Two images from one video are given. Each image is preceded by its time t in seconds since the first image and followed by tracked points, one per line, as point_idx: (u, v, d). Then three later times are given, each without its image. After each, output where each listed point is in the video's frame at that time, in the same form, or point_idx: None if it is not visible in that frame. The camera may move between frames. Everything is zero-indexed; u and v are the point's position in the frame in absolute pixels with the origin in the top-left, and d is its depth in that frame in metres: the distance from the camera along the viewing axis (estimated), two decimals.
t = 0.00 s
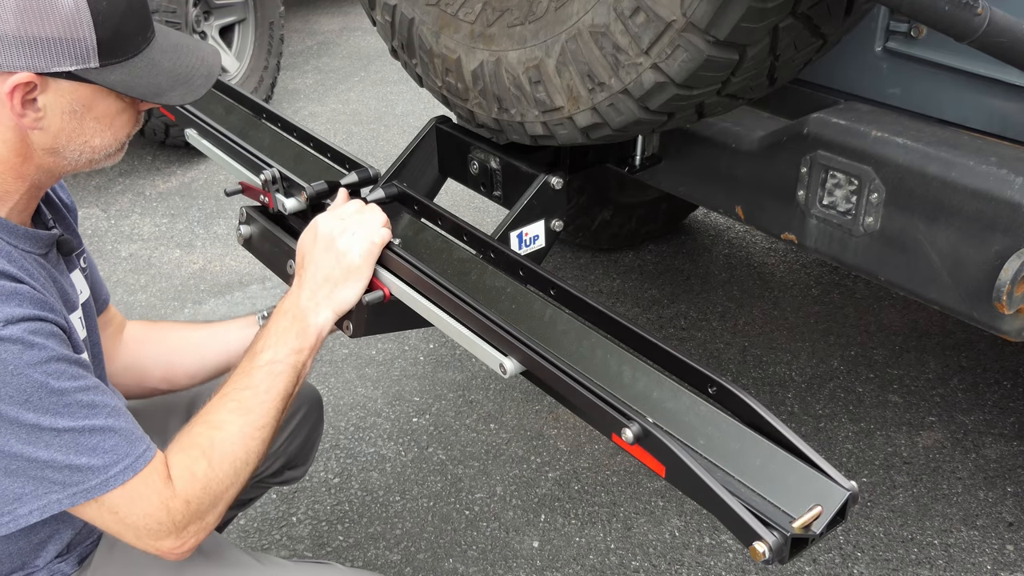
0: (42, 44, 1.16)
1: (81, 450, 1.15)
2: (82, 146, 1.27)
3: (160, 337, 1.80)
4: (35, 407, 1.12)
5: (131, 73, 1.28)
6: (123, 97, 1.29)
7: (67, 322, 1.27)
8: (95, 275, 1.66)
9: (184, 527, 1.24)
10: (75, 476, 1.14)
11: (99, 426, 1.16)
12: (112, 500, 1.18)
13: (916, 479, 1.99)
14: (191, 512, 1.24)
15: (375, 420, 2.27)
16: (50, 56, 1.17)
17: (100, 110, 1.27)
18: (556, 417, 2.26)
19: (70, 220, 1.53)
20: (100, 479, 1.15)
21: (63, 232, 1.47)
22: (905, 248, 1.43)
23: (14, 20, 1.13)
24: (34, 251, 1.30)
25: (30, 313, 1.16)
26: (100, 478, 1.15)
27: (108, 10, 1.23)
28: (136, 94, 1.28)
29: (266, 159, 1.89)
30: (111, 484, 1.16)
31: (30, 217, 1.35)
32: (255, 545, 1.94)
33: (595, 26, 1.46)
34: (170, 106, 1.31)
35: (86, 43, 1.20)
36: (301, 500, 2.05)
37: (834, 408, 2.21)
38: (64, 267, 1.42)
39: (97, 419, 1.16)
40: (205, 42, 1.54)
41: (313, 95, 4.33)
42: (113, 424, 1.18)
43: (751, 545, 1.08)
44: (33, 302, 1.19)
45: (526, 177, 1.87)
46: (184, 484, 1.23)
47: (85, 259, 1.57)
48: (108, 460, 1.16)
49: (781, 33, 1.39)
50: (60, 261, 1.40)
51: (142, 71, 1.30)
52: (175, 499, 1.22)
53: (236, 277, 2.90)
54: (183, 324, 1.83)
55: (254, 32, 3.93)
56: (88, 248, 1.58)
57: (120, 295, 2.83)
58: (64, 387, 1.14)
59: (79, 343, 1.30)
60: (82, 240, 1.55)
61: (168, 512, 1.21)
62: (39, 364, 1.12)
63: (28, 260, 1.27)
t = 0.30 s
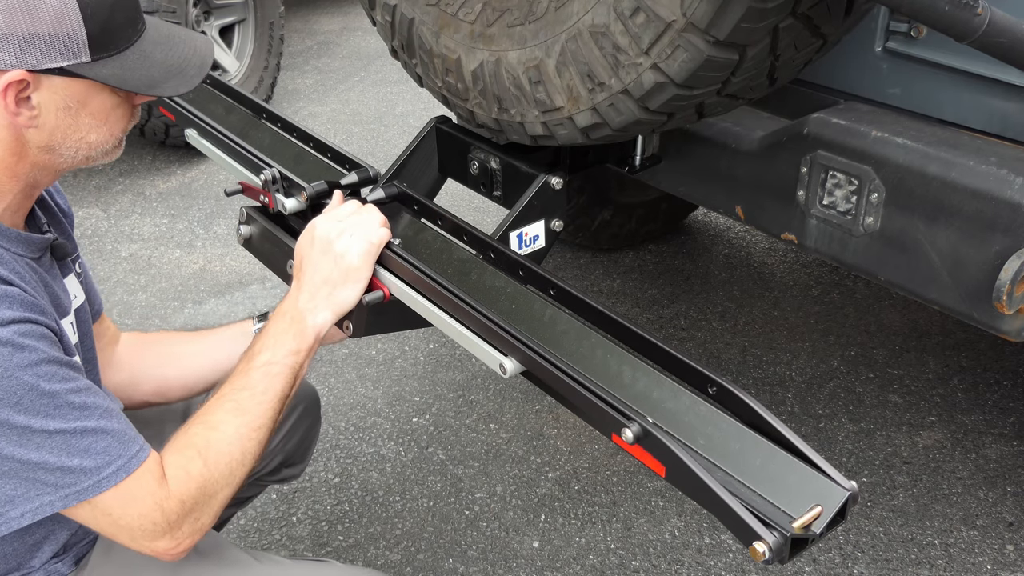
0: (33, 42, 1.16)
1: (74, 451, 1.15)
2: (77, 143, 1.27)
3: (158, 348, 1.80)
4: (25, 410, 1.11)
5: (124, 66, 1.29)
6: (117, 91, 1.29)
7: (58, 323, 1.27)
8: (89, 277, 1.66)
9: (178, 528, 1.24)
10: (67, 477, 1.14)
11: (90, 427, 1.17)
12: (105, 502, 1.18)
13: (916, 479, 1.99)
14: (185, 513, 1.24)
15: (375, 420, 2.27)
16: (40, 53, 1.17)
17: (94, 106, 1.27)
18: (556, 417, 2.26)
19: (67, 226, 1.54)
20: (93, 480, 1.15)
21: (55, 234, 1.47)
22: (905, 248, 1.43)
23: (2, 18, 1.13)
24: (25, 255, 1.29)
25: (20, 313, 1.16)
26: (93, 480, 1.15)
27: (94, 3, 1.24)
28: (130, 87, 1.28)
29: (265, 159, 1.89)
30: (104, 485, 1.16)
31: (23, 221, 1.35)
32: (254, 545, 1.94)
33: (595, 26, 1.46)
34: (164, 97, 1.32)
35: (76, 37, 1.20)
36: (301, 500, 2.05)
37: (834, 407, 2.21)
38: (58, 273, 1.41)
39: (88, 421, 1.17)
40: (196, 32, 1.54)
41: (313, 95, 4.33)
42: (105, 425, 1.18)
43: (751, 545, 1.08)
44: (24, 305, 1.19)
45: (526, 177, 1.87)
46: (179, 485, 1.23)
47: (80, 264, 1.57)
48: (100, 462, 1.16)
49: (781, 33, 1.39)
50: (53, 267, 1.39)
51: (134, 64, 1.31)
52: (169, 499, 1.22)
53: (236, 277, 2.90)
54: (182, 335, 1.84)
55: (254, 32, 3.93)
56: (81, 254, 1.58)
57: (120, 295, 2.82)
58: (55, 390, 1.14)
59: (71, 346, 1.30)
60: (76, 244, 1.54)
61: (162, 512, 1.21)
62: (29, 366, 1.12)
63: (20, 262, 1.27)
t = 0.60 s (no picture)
0: (21, 42, 1.16)
1: (63, 452, 1.15)
2: (68, 144, 1.27)
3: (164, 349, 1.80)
4: (13, 413, 1.11)
5: (114, 65, 1.28)
6: (107, 91, 1.29)
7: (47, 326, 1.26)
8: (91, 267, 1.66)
9: (171, 528, 1.24)
10: (56, 479, 1.14)
11: (79, 429, 1.17)
12: (97, 504, 1.18)
13: (916, 479, 1.99)
14: (179, 512, 1.24)
15: (375, 420, 2.27)
16: (29, 54, 1.17)
17: (85, 106, 1.27)
18: (556, 417, 2.26)
19: (70, 229, 1.54)
20: (83, 482, 1.16)
21: (51, 235, 1.47)
22: (906, 248, 1.43)
23: None
24: (16, 260, 1.29)
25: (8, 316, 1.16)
26: (83, 481, 1.16)
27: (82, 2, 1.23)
28: (120, 86, 1.28)
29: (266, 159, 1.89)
30: (93, 487, 1.16)
31: (15, 224, 1.35)
32: (254, 546, 1.94)
33: (595, 26, 1.46)
34: (155, 95, 1.32)
35: (64, 36, 1.20)
36: (301, 500, 2.05)
37: (834, 407, 2.21)
38: (52, 278, 1.41)
39: (77, 423, 1.16)
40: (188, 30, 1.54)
41: (313, 95, 4.33)
42: (94, 427, 1.18)
43: (751, 545, 1.08)
44: (9, 308, 1.19)
45: (526, 177, 1.87)
46: (173, 485, 1.23)
47: (82, 269, 1.58)
48: (90, 463, 1.16)
49: (780, 33, 1.39)
50: (47, 272, 1.39)
51: (124, 62, 1.30)
52: (163, 500, 1.22)
53: (236, 277, 2.90)
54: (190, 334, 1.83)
55: (254, 32, 3.93)
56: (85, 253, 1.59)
57: (119, 295, 2.82)
58: (43, 392, 1.14)
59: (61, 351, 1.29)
60: (79, 247, 1.55)
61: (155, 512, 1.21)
62: (15, 369, 1.12)
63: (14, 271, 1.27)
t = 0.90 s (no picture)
0: (18, 46, 1.15)
1: (62, 455, 1.15)
2: (68, 149, 1.27)
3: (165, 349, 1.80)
4: (12, 417, 1.11)
5: (114, 70, 1.28)
6: (107, 95, 1.29)
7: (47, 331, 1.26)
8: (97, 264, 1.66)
9: (172, 525, 1.24)
10: (58, 482, 1.14)
11: (80, 430, 1.16)
12: (98, 505, 1.17)
13: (916, 479, 1.99)
14: (178, 508, 1.25)
15: (375, 420, 2.27)
16: (28, 58, 1.16)
17: (84, 110, 1.27)
18: (556, 417, 2.26)
19: (75, 232, 1.54)
20: (85, 483, 1.15)
21: (55, 236, 1.47)
22: (905, 248, 1.43)
23: None
24: (18, 263, 1.28)
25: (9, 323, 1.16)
26: (84, 483, 1.15)
27: (84, 6, 1.22)
28: (119, 91, 1.28)
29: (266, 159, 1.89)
30: (95, 488, 1.16)
31: (16, 226, 1.35)
32: (255, 546, 1.94)
33: (595, 26, 1.46)
34: (155, 100, 1.32)
35: (64, 41, 1.19)
36: (301, 500, 2.05)
37: (834, 408, 2.21)
38: (57, 281, 1.41)
39: (77, 424, 1.16)
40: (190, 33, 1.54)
41: (313, 95, 4.33)
42: (94, 428, 1.18)
43: (751, 545, 1.08)
44: (7, 313, 1.18)
45: (526, 177, 1.87)
46: (170, 480, 1.24)
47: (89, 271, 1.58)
48: (91, 464, 1.16)
49: (781, 33, 1.39)
50: (51, 275, 1.39)
51: (124, 67, 1.30)
52: (163, 495, 1.22)
53: (236, 277, 2.90)
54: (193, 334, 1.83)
55: (254, 32, 3.93)
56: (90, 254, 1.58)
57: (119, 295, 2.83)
58: (41, 396, 1.14)
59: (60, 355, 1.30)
60: (85, 249, 1.55)
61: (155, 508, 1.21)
62: (13, 374, 1.12)
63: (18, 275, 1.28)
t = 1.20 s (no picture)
0: None
1: (42, 450, 1.13)
2: (30, 153, 1.25)
3: (161, 345, 1.80)
4: None
5: (75, 72, 1.26)
6: (71, 100, 1.27)
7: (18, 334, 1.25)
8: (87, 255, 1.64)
9: (165, 509, 1.25)
10: (42, 477, 1.13)
11: (59, 425, 1.15)
12: (88, 494, 1.17)
13: (916, 479, 1.99)
14: (172, 492, 1.25)
15: (375, 420, 2.27)
16: None
17: (46, 114, 1.25)
18: (556, 417, 2.26)
19: (61, 229, 1.54)
20: (70, 475, 1.15)
21: (36, 232, 1.47)
22: (905, 248, 1.43)
23: None
24: None
25: None
26: (69, 475, 1.15)
27: (42, 5, 1.21)
28: (81, 94, 1.26)
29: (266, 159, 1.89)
30: (80, 479, 1.15)
31: None
32: (255, 546, 1.94)
33: (595, 26, 1.46)
34: (119, 103, 1.29)
35: (21, 43, 1.18)
36: (301, 500, 2.05)
37: (834, 408, 2.21)
38: (38, 280, 1.40)
39: (55, 419, 1.15)
40: (161, 35, 1.53)
41: (313, 95, 4.33)
42: (73, 421, 1.17)
43: (751, 545, 1.08)
44: None
45: (526, 177, 1.87)
46: (163, 464, 1.25)
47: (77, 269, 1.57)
48: (75, 456, 1.15)
49: (781, 33, 1.39)
50: (31, 274, 1.39)
51: (86, 69, 1.28)
52: (155, 479, 1.23)
53: (236, 277, 2.90)
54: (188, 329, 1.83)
55: (254, 32, 3.93)
56: (77, 252, 1.58)
57: (120, 295, 2.83)
58: (15, 395, 1.12)
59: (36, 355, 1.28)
60: (71, 246, 1.55)
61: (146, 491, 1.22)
62: None
63: None
